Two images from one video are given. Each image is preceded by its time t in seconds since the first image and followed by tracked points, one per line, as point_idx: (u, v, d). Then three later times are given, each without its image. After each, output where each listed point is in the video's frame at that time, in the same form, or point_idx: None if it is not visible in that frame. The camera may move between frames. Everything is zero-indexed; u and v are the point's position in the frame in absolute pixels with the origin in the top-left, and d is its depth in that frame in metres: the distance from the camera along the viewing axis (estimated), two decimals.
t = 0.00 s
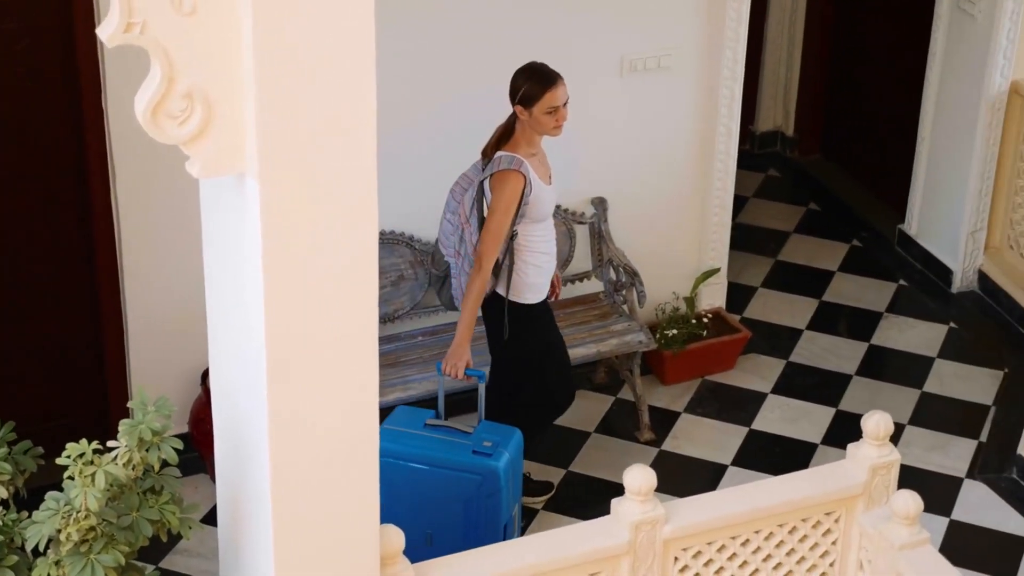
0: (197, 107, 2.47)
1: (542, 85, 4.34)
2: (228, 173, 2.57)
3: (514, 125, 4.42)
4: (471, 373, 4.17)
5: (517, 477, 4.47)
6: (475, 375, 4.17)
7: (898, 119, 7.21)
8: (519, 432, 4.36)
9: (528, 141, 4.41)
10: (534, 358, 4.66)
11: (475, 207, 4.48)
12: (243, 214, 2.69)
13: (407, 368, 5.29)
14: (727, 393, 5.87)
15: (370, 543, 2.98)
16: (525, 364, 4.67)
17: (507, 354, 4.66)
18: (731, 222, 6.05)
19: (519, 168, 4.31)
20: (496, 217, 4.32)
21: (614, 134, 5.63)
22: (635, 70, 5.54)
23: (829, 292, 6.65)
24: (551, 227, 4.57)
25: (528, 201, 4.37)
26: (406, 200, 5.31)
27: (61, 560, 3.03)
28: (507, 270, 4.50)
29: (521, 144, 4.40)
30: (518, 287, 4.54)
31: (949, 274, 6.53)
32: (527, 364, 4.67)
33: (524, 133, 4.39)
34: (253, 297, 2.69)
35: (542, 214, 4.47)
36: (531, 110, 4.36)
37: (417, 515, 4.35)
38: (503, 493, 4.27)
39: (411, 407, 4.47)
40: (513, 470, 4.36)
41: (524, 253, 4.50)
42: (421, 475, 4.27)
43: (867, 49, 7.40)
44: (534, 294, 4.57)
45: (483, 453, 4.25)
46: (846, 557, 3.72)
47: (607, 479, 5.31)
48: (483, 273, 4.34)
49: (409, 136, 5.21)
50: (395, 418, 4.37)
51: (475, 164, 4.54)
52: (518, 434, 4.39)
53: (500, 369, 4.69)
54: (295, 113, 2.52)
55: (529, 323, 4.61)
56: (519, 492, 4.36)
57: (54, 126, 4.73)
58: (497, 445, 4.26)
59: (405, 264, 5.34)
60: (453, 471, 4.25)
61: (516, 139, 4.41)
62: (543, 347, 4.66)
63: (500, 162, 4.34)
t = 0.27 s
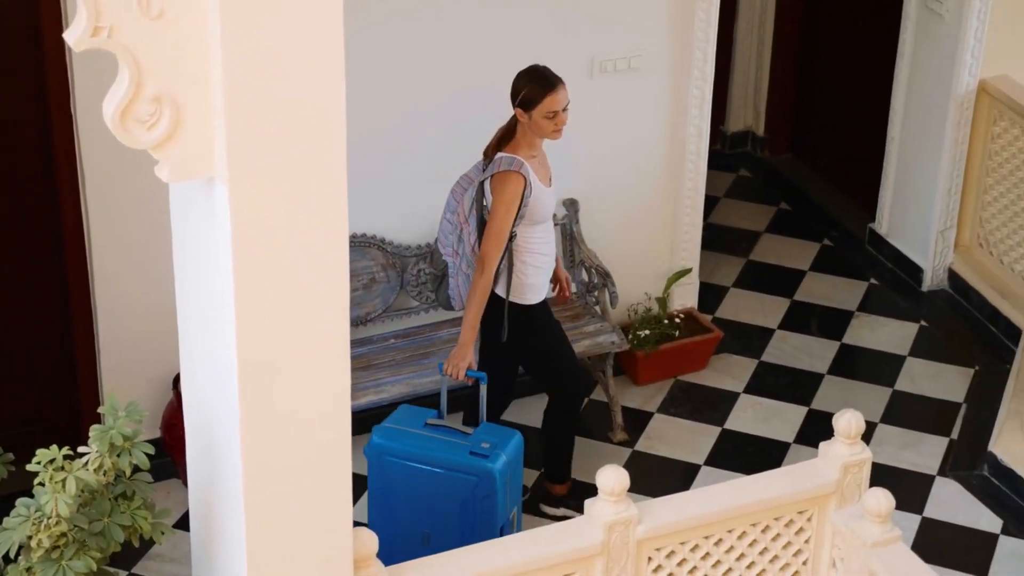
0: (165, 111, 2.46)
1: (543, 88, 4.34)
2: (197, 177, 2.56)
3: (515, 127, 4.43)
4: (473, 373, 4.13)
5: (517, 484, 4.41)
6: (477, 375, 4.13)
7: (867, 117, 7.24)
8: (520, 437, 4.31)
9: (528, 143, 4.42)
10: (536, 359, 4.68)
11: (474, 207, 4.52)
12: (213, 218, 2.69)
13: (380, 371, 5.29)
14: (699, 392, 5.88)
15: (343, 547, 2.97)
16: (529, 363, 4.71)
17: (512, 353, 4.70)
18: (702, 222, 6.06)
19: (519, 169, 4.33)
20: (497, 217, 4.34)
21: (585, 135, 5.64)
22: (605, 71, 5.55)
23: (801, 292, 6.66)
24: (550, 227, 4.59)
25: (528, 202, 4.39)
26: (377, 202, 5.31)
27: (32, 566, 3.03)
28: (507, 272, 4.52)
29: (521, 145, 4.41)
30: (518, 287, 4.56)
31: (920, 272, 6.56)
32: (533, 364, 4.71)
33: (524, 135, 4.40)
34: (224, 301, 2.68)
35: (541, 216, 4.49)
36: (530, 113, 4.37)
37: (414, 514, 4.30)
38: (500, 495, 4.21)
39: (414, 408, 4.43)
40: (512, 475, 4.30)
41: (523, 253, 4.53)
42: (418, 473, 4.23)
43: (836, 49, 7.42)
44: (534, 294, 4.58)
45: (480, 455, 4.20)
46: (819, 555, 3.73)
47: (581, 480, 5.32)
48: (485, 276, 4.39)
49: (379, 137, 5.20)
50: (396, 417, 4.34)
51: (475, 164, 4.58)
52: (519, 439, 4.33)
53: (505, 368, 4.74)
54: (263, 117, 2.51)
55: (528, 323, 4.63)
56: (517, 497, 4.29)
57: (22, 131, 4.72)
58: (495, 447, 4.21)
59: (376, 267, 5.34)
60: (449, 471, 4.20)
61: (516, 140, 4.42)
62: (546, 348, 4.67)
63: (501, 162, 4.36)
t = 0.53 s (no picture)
0: (133, 114, 2.46)
1: (547, 93, 4.31)
2: (165, 179, 2.56)
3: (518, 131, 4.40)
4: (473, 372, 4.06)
5: (518, 484, 4.30)
6: (477, 374, 4.06)
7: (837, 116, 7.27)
8: (519, 437, 4.20)
9: (531, 148, 4.39)
10: (536, 361, 4.67)
11: (477, 210, 4.53)
12: (181, 220, 2.68)
13: (351, 372, 5.29)
14: (672, 392, 5.89)
15: (314, 551, 2.97)
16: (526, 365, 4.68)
17: (508, 354, 4.67)
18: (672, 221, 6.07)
19: (523, 174, 4.29)
20: (501, 222, 4.32)
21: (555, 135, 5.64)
22: (576, 71, 5.56)
23: (772, 290, 6.68)
24: (554, 231, 4.57)
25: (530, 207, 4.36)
26: (347, 204, 5.31)
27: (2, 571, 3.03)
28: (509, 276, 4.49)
29: (524, 150, 4.39)
30: (519, 290, 4.55)
31: (890, 270, 6.58)
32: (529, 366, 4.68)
33: (528, 140, 4.38)
34: (193, 304, 2.68)
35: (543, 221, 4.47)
36: (534, 118, 4.35)
37: (409, 510, 4.23)
38: (494, 495, 4.11)
39: (416, 405, 4.36)
40: (509, 475, 4.19)
41: (526, 256, 4.51)
42: (413, 470, 4.15)
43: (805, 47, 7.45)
44: (537, 297, 4.57)
45: (475, 454, 4.10)
46: (791, 552, 3.74)
47: (553, 480, 5.32)
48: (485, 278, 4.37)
49: (349, 138, 5.20)
50: (396, 413, 4.27)
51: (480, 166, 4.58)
52: (519, 439, 4.22)
53: (501, 370, 4.69)
54: (231, 119, 2.51)
55: (532, 325, 4.61)
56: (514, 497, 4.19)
57: None
58: (490, 446, 4.10)
59: (347, 268, 5.34)
60: (443, 468, 4.12)
61: (520, 144, 4.40)
62: (547, 351, 4.66)
63: (503, 166, 4.33)
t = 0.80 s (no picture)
0: (98, 116, 2.45)
1: (551, 97, 4.27)
2: (131, 181, 2.55)
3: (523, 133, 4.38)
4: (476, 372, 4.11)
5: (514, 484, 4.29)
6: (479, 373, 4.11)
7: (805, 113, 7.29)
8: (515, 437, 4.19)
9: (535, 150, 4.37)
10: (546, 363, 4.68)
11: (482, 212, 4.47)
12: (147, 221, 2.67)
13: (322, 372, 5.41)
14: (642, 389, 5.90)
15: (284, 552, 2.96)
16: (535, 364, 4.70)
17: (515, 351, 4.67)
18: (641, 219, 6.08)
19: (524, 176, 4.29)
20: (504, 226, 4.32)
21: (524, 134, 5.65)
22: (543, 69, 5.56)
23: (740, 287, 6.70)
24: (565, 231, 4.55)
25: (534, 208, 4.35)
26: (316, 204, 5.30)
27: None
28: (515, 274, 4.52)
29: (529, 152, 4.37)
30: (530, 290, 4.55)
31: (858, 266, 6.62)
32: (536, 364, 4.70)
33: (533, 142, 4.35)
34: (161, 306, 2.67)
35: (549, 222, 4.45)
36: (539, 121, 4.31)
37: (402, 504, 4.24)
38: (485, 494, 4.11)
39: (416, 400, 4.36)
40: (504, 475, 4.18)
41: (534, 257, 4.50)
42: (407, 465, 4.16)
43: (772, 45, 7.47)
44: (549, 297, 4.56)
45: (468, 452, 4.10)
46: (762, 548, 3.75)
47: (524, 479, 5.32)
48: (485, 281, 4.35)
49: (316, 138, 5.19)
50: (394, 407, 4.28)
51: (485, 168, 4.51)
52: (516, 439, 4.22)
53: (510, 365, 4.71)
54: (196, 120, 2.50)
55: (547, 330, 4.62)
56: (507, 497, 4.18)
57: None
58: (484, 445, 4.11)
59: (316, 269, 5.32)
60: (437, 464, 4.12)
61: (525, 146, 4.38)
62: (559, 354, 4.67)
63: (506, 168, 4.33)
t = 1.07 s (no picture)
0: (64, 116, 2.45)
1: (554, 92, 4.26)
2: (98, 182, 2.54)
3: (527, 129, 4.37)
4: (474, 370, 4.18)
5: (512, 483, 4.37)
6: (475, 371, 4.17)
7: (774, 110, 7.31)
8: (512, 436, 4.27)
9: (538, 146, 4.37)
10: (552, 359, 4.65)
11: (490, 210, 4.48)
12: (114, 222, 2.66)
13: (292, 372, 5.30)
14: (614, 386, 5.91)
15: (255, 554, 2.95)
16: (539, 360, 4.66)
17: (521, 344, 4.65)
18: (611, 217, 6.08)
19: (528, 172, 4.29)
20: (510, 222, 4.32)
21: (493, 132, 5.64)
22: (512, 68, 5.56)
23: (711, 284, 6.72)
24: (573, 224, 4.54)
25: (539, 203, 4.35)
26: (285, 203, 5.29)
27: None
28: (525, 270, 4.52)
29: (533, 147, 4.36)
30: (541, 285, 4.54)
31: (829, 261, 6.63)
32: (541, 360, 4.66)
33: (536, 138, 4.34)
34: (129, 307, 2.66)
35: (556, 217, 4.45)
36: (544, 118, 4.30)
37: (402, 494, 4.38)
38: (476, 491, 4.20)
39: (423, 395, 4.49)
40: (499, 473, 4.27)
41: (543, 253, 4.49)
42: (404, 456, 4.29)
43: (741, 42, 7.48)
44: (561, 292, 4.55)
45: (461, 448, 4.19)
46: (734, 543, 3.76)
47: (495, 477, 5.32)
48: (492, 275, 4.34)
49: (285, 137, 5.19)
50: (400, 400, 4.40)
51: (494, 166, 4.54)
52: (514, 438, 4.30)
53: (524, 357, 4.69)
54: (161, 119, 2.49)
55: (553, 322, 4.58)
56: (500, 495, 4.27)
57: None
58: (476, 443, 4.19)
59: (286, 269, 5.30)
60: (431, 458, 4.23)
61: (528, 142, 4.38)
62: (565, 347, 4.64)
63: (510, 164, 4.33)
